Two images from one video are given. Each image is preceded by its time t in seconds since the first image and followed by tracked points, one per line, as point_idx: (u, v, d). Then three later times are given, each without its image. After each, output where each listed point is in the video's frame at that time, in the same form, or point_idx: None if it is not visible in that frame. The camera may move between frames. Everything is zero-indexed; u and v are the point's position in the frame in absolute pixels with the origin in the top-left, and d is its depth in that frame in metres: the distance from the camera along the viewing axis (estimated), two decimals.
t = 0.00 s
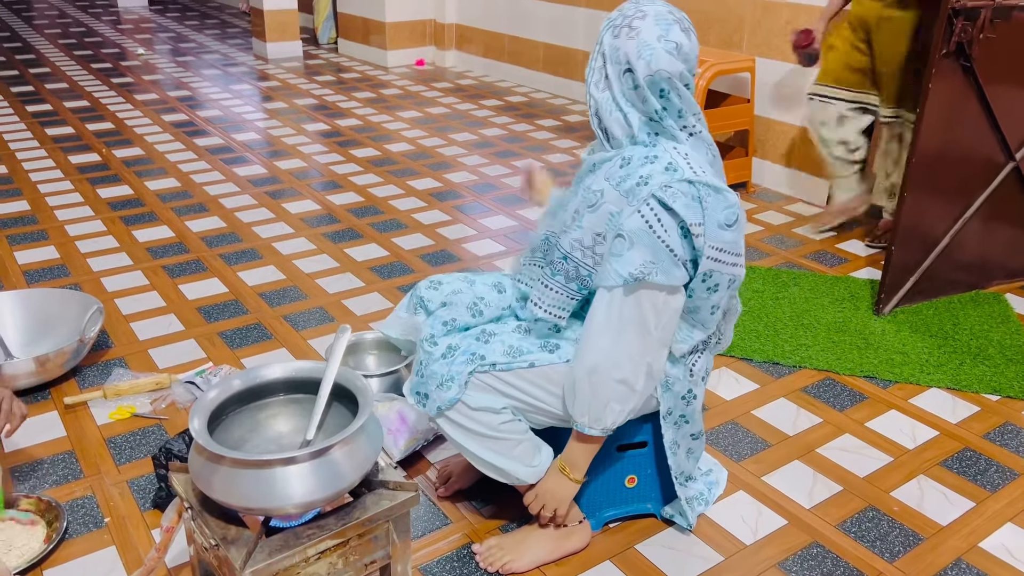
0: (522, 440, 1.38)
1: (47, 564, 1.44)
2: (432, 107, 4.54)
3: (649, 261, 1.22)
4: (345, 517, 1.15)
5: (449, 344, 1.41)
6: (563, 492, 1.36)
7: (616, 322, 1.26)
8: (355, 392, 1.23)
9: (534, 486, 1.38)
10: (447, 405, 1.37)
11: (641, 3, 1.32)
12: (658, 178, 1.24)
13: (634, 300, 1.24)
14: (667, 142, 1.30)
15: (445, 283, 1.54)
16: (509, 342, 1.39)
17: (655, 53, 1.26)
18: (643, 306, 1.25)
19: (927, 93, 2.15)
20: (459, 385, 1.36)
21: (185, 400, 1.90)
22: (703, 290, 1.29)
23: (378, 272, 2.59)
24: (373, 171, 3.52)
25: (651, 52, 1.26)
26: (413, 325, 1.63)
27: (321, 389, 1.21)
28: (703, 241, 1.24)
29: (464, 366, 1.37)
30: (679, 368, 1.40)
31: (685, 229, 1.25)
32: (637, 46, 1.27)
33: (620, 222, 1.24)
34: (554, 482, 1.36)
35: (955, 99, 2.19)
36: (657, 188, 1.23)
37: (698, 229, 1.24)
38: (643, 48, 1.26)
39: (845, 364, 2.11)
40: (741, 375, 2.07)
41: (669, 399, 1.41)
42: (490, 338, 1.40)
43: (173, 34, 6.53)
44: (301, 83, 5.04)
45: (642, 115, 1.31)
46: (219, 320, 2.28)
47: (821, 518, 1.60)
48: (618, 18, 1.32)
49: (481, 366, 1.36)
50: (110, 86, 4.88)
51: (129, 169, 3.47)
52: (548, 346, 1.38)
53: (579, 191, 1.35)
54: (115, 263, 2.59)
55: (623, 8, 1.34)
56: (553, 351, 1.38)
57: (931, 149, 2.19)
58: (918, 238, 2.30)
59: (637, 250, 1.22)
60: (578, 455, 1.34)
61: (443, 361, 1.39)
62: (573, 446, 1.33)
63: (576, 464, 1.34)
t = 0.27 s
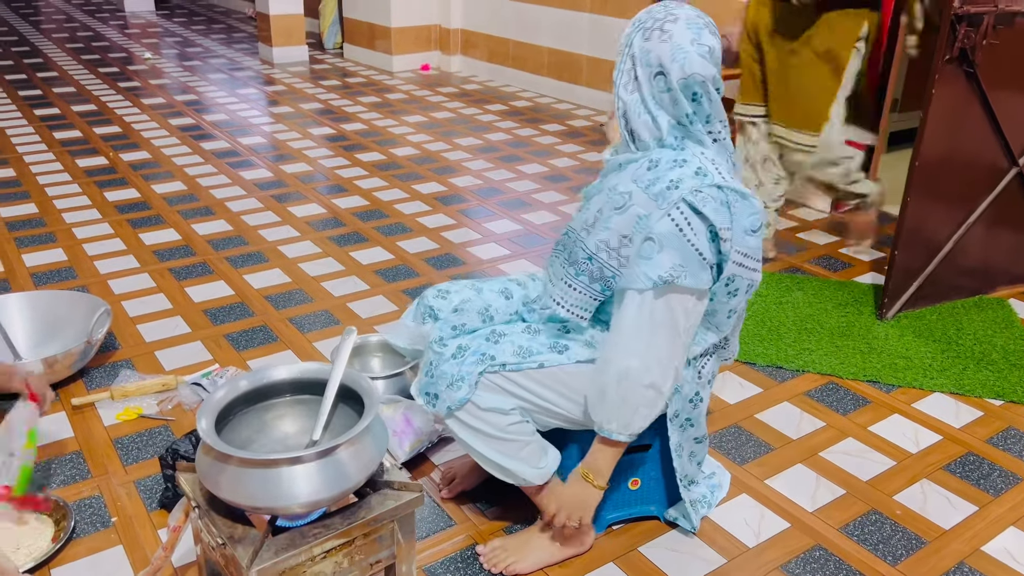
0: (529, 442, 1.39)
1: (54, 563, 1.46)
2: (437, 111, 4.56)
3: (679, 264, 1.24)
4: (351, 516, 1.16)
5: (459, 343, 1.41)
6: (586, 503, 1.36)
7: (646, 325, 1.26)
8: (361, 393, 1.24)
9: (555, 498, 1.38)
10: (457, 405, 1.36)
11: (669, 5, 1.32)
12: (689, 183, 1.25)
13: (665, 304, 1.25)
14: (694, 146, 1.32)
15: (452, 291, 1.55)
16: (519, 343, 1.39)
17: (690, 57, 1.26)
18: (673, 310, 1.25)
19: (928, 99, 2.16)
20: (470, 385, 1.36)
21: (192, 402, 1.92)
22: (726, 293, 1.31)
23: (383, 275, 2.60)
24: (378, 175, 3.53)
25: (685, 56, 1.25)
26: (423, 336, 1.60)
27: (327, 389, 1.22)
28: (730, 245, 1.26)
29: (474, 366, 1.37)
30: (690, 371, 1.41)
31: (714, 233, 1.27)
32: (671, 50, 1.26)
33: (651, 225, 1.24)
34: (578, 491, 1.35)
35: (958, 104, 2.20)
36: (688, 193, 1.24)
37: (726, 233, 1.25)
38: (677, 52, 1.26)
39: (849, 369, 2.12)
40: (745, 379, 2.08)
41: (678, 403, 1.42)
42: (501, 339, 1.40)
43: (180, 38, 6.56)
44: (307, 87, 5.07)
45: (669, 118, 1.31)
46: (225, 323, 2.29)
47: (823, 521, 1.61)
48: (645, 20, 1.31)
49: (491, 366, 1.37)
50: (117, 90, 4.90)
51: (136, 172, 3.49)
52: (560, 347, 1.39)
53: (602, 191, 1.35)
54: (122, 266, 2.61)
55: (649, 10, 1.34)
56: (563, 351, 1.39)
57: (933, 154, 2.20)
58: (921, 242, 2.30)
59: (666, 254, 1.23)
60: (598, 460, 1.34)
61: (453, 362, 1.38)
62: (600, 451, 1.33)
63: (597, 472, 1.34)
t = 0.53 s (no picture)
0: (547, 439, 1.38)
1: (67, 554, 1.47)
2: (446, 111, 4.57)
3: (710, 252, 1.23)
4: (362, 507, 1.16)
5: (480, 337, 1.43)
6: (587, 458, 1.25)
7: (678, 313, 1.25)
8: (373, 386, 1.25)
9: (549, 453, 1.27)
10: (478, 398, 1.38)
11: None
12: (716, 172, 1.25)
13: (697, 292, 1.25)
14: (717, 137, 1.32)
15: (467, 290, 1.59)
16: (539, 336, 1.40)
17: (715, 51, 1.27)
18: (704, 298, 1.25)
19: (938, 98, 2.16)
20: (491, 377, 1.37)
21: (203, 396, 1.93)
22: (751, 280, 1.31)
23: (391, 273, 2.61)
24: (386, 174, 3.55)
25: (712, 50, 1.26)
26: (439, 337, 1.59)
27: (340, 382, 1.23)
28: (757, 232, 1.27)
29: (495, 359, 1.39)
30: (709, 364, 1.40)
31: (741, 221, 1.27)
32: (697, 44, 1.27)
33: (680, 214, 1.25)
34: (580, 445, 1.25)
35: (968, 104, 2.20)
36: (716, 182, 1.24)
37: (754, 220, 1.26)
38: (704, 46, 1.27)
39: (858, 368, 2.12)
40: (754, 377, 2.08)
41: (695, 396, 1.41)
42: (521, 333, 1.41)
43: (189, 39, 6.59)
44: (315, 87, 5.09)
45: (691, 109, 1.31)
46: (235, 319, 2.30)
47: (832, 518, 1.61)
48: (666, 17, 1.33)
49: (513, 359, 1.38)
50: (127, 89, 4.93)
51: (146, 170, 3.51)
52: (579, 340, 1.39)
53: (624, 182, 1.35)
54: (132, 262, 2.62)
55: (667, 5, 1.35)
56: (582, 343, 1.39)
57: (943, 153, 2.20)
58: (931, 241, 2.30)
59: (698, 242, 1.23)
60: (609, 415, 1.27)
61: (473, 355, 1.41)
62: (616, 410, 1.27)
63: (606, 425, 1.26)
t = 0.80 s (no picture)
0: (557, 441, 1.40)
1: (75, 550, 1.47)
2: (454, 110, 4.57)
3: (729, 247, 1.24)
4: (368, 506, 1.16)
5: (493, 334, 1.41)
6: (579, 371, 1.24)
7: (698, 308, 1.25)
8: (380, 385, 1.25)
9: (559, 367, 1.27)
10: (492, 398, 1.36)
11: None
12: (734, 168, 1.26)
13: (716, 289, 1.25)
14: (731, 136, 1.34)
15: (475, 292, 1.54)
16: (552, 333, 1.38)
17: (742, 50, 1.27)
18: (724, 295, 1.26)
19: (948, 99, 2.15)
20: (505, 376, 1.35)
21: (210, 393, 1.93)
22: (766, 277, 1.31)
23: (398, 271, 2.61)
24: (394, 172, 3.55)
25: (743, 45, 1.27)
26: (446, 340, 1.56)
27: (346, 380, 1.24)
28: (774, 226, 1.27)
29: (509, 358, 1.36)
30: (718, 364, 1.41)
31: (759, 215, 1.28)
32: (725, 41, 1.27)
33: (699, 211, 1.25)
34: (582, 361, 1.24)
35: (979, 105, 2.19)
36: (734, 177, 1.25)
37: (772, 214, 1.27)
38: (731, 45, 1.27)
39: (866, 370, 2.11)
40: (761, 378, 2.07)
41: (704, 395, 1.42)
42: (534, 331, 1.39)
43: (198, 36, 6.61)
44: (324, 85, 5.09)
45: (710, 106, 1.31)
46: (243, 317, 2.31)
47: (839, 520, 1.60)
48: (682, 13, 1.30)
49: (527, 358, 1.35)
50: (136, 87, 4.94)
51: (155, 168, 3.52)
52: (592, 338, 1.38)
53: (638, 180, 1.35)
54: (141, 259, 2.63)
55: None
56: (595, 340, 1.37)
57: (954, 154, 2.19)
58: (941, 242, 2.29)
59: (716, 238, 1.24)
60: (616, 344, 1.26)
61: (487, 353, 1.38)
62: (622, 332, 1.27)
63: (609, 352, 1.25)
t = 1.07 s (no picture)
0: (569, 438, 1.39)
1: (84, 542, 1.48)
2: (466, 106, 4.57)
3: (744, 233, 1.24)
4: (375, 501, 1.16)
5: (509, 331, 1.39)
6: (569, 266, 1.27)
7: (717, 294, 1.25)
8: (388, 380, 1.25)
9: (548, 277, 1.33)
10: (507, 395, 1.35)
11: None
12: (745, 155, 1.27)
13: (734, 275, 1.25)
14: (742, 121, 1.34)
15: (485, 291, 1.55)
16: (567, 332, 1.38)
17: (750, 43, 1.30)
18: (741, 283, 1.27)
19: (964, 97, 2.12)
20: (521, 374, 1.35)
21: (219, 387, 1.94)
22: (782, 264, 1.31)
23: (409, 267, 2.61)
24: (405, 168, 3.55)
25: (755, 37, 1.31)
26: (458, 341, 1.55)
27: (354, 375, 1.23)
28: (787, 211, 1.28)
29: (526, 356, 1.36)
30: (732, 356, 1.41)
31: (772, 200, 1.28)
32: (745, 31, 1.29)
33: (712, 198, 1.26)
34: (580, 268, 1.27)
35: (994, 103, 2.17)
36: (747, 163, 1.26)
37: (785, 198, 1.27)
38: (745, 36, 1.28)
39: (878, 369, 2.09)
40: (771, 377, 2.06)
41: (718, 391, 1.42)
42: (548, 327, 1.39)
43: (212, 31, 6.63)
44: (336, 81, 5.10)
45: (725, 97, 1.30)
46: (254, 311, 2.31)
47: (849, 520, 1.59)
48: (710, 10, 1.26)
49: (544, 356, 1.36)
50: (150, 81, 4.96)
51: (167, 162, 3.53)
52: (608, 336, 1.37)
53: (649, 173, 1.36)
54: (153, 253, 2.64)
55: None
56: (611, 339, 1.37)
57: (969, 153, 2.17)
58: (955, 241, 2.27)
59: (732, 224, 1.24)
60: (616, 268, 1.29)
61: (504, 351, 1.37)
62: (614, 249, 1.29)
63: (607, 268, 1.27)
